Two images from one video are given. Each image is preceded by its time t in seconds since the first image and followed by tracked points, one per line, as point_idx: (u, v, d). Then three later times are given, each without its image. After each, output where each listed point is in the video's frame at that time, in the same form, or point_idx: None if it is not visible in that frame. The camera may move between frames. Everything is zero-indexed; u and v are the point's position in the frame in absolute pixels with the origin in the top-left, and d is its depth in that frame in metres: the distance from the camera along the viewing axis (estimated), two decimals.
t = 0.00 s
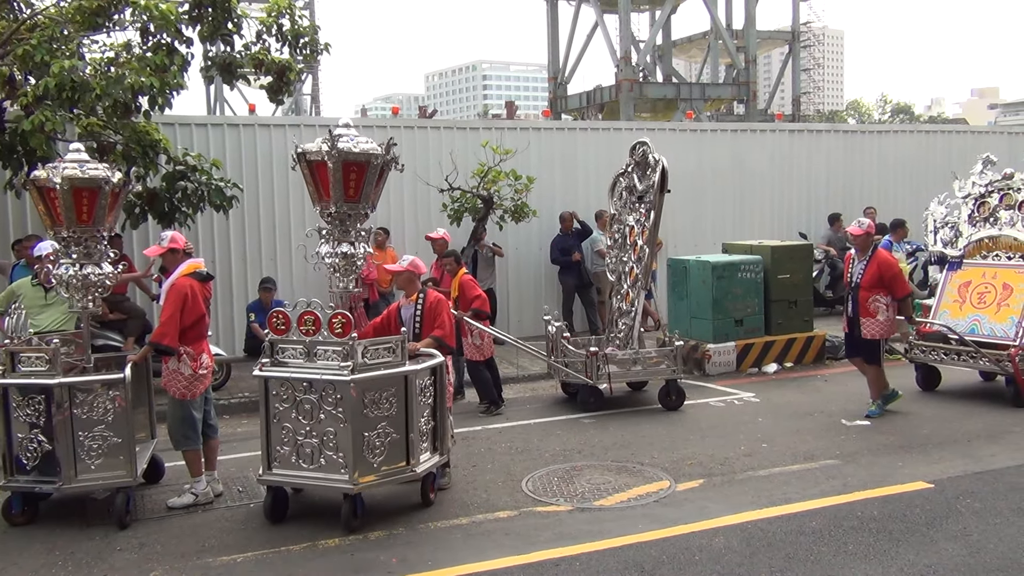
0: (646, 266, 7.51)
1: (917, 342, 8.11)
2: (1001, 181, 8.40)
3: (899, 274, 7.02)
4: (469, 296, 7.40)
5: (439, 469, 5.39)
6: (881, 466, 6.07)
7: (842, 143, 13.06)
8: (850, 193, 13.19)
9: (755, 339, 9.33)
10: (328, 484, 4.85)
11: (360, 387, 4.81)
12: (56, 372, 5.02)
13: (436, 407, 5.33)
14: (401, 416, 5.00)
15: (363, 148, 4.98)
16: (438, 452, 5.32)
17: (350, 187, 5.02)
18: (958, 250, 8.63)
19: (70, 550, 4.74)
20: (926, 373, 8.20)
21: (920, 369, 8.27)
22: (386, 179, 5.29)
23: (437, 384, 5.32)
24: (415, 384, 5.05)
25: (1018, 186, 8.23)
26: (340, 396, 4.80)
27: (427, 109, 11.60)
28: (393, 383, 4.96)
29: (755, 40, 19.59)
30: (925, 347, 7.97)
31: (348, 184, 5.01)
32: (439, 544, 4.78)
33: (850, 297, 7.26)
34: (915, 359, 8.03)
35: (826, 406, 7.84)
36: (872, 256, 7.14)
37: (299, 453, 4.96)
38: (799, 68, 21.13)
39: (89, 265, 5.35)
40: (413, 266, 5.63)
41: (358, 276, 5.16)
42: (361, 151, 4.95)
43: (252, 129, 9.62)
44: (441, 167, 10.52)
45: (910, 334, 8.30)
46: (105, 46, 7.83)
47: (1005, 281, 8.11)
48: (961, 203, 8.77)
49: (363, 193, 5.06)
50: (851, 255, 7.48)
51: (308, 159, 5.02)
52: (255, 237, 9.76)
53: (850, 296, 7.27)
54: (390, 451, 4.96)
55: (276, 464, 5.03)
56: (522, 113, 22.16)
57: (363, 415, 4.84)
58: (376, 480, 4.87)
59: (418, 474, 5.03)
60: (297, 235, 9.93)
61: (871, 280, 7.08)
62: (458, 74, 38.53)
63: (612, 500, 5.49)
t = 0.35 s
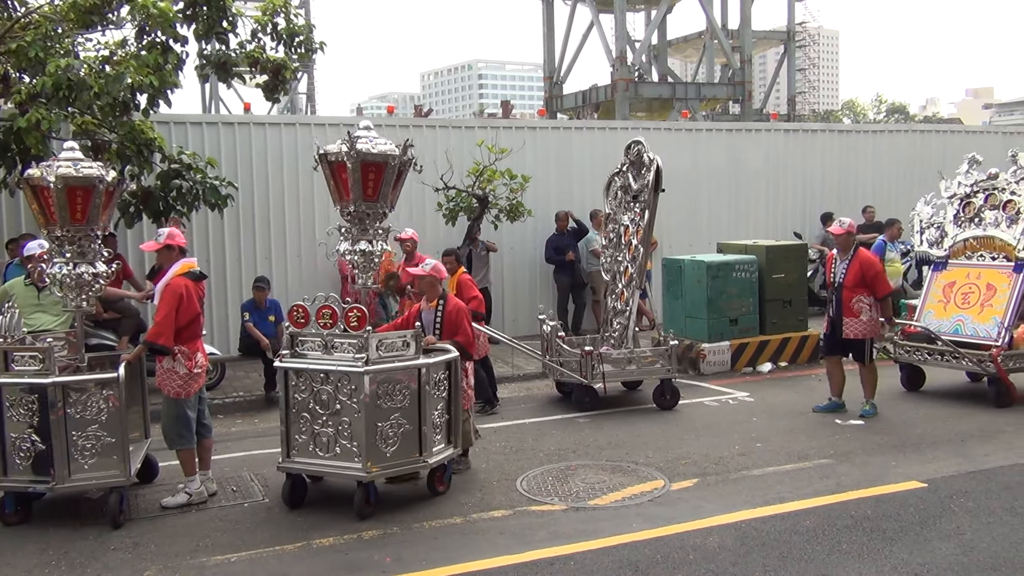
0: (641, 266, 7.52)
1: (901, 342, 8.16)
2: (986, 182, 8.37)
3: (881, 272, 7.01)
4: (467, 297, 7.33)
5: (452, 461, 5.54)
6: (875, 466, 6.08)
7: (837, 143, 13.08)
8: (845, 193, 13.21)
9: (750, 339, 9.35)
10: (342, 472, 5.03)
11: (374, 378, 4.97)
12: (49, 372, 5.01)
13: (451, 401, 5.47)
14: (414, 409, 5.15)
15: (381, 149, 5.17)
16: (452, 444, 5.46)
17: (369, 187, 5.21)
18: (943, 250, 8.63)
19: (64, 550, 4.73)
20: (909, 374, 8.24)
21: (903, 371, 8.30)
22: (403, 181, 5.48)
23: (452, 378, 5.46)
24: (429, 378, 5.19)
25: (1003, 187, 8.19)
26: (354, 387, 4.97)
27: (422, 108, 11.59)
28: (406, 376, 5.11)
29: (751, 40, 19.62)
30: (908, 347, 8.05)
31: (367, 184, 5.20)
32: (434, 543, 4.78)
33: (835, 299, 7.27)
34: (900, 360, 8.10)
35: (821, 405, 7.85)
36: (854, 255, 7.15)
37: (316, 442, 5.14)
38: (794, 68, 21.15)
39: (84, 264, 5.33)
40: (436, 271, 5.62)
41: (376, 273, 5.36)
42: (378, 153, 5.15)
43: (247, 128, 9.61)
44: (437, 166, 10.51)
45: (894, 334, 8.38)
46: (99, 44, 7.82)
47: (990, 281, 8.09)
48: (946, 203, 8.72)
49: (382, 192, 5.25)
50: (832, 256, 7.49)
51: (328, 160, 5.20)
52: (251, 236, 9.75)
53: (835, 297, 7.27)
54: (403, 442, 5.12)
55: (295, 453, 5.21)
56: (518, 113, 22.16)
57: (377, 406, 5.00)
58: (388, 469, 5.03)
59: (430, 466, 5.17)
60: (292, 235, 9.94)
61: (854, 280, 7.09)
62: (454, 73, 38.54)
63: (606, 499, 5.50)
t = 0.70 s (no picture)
0: (636, 264, 7.51)
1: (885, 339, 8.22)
2: (970, 180, 8.33)
3: (859, 267, 7.07)
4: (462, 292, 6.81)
5: (470, 453, 5.65)
6: (869, 463, 6.10)
7: (832, 141, 13.11)
8: (839, 191, 13.24)
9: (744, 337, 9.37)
10: (356, 460, 5.22)
11: (386, 371, 5.12)
12: (42, 370, 4.99)
13: (469, 394, 5.56)
14: (428, 401, 5.27)
15: (398, 148, 5.17)
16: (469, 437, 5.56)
17: (388, 185, 5.24)
18: (929, 248, 8.64)
19: (58, 548, 4.72)
20: (896, 370, 8.27)
21: (889, 368, 8.32)
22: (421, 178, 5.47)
23: (469, 371, 5.54)
24: (442, 372, 5.30)
25: (987, 185, 8.13)
26: (368, 379, 5.12)
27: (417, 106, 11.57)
28: (420, 369, 5.23)
29: (746, 38, 19.63)
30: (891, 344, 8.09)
31: (386, 183, 5.23)
32: (429, 541, 4.78)
33: (812, 295, 7.29)
34: (885, 358, 8.14)
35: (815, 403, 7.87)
36: (832, 252, 7.20)
37: (336, 430, 5.34)
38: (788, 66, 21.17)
39: (77, 262, 5.31)
40: (455, 270, 5.74)
41: (398, 270, 5.39)
42: (395, 151, 5.15)
43: (241, 125, 9.58)
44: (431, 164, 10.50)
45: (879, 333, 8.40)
46: (92, 42, 7.79)
47: (973, 279, 8.13)
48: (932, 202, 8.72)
49: (400, 191, 5.26)
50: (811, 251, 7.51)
51: (349, 160, 5.24)
52: (246, 234, 9.73)
53: (812, 293, 7.29)
54: (416, 433, 5.25)
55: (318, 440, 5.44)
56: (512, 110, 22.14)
57: (389, 398, 5.15)
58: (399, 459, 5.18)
59: (442, 457, 5.29)
60: (287, 232, 9.92)
61: (832, 275, 7.14)
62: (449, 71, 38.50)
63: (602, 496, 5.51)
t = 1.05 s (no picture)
0: (633, 262, 7.52)
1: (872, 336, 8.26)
2: (961, 178, 8.39)
3: (849, 267, 7.06)
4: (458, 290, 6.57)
5: (488, 449, 5.62)
6: (866, 461, 6.11)
7: (829, 139, 13.11)
8: (836, 189, 13.25)
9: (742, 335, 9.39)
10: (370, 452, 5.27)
11: (398, 365, 5.15)
12: (38, 368, 4.99)
13: (487, 390, 5.52)
14: (440, 396, 5.27)
15: (416, 145, 5.19)
16: (487, 434, 5.53)
17: (408, 183, 5.25)
18: (919, 246, 8.63)
19: (55, 546, 4.71)
20: (884, 368, 8.27)
21: (878, 366, 8.33)
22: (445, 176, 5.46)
23: (488, 367, 5.51)
24: (455, 368, 5.29)
25: (977, 183, 8.18)
26: (380, 374, 5.17)
27: (414, 104, 11.56)
28: (433, 365, 5.24)
29: (743, 37, 19.62)
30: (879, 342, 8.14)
31: (406, 180, 5.24)
32: (426, 539, 4.78)
33: (801, 293, 7.31)
34: (875, 357, 8.16)
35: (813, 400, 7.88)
36: (822, 251, 7.20)
37: (353, 423, 5.41)
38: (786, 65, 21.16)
39: (73, 260, 5.29)
40: (475, 270, 5.67)
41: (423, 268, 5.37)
42: (412, 149, 5.17)
43: (239, 123, 9.57)
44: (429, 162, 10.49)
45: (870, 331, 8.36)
46: (89, 39, 7.77)
47: (962, 277, 8.14)
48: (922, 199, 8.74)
49: (419, 188, 5.26)
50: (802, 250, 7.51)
51: (371, 158, 5.29)
52: (243, 232, 9.71)
53: (802, 292, 7.31)
54: (429, 428, 5.26)
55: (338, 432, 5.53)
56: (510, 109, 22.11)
57: (401, 392, 5.18)
58: (411, 453, 5.20)
59: (454, 452, 5.28)
60: (285, 231, 9.91)
61: (822, 274, 7.14)
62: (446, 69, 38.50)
63: (600, 494, 5.51)
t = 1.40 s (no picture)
0: (635, 259, 7.51)
1: (870, 336, 8.26)
2: (958, 176, 8.38)
3: (848, 267, 7.06)
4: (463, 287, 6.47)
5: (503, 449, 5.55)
6: (868, 459, 6.11)
7: (832, 136, 13.08)
8: (839, 187, 13.23)
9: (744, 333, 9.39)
10: (377, 446, 5.32)
11: (405, 361, 5.17)
12: (40, 365, 4.99)
13: (501, 391, 5.44)
14: (448, 394, 5.25)
15: (432, 142, 5.20)
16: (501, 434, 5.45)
17: (425, 180, 5.28)
18: (915, 245, 8.63)
19: (57, 542, 4.72)
20: (881, 366, 8.25)
21: (874, 364, 8.32)
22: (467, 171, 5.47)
23: (503, 368, 5.42)
24: (463, 366, 5.25)
25: (974, 181, 8.18)
26: (387, 369, 5.20)
27: (417, 101, 11.56)
28: (441, 362, 5.21)
29: (745, 34, 19.60)
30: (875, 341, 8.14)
31: (424, 177, 5.27)
32: (428, 536, 4.78)
33: (801, 291, 7.29)
34: (871, 356, 8.17)
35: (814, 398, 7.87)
36: (823, 249, 7.18)
37: (368, 417, 5.47)
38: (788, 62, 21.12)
39: (75, 257, 5.30)
40: (493, 269, 5.71)
41: (445, 265, 5.45)
42: (427, 147, 5.18)
43: (242, 120, 9.57)
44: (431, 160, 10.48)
45: (867, 330, 8.38)
46: (91, 35, 7.78)
47: (958, 276, 8.11)
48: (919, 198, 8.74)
49: (436, 185, 5.28)
50: (802, 247, 7.47)
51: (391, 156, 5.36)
52: (246, 229, 9.71)
53: (801, 289, 7.29)
54: (435, 425, 5.25)
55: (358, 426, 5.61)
56: (511, 106, 22.09)
57: (407, 388, 5.19)
58: (415, 450, 5.21)
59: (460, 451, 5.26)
60: (287, 228, 9.91)
61: (821, 273, 7.13)
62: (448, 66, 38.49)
63: (601, 491, 5.51)
